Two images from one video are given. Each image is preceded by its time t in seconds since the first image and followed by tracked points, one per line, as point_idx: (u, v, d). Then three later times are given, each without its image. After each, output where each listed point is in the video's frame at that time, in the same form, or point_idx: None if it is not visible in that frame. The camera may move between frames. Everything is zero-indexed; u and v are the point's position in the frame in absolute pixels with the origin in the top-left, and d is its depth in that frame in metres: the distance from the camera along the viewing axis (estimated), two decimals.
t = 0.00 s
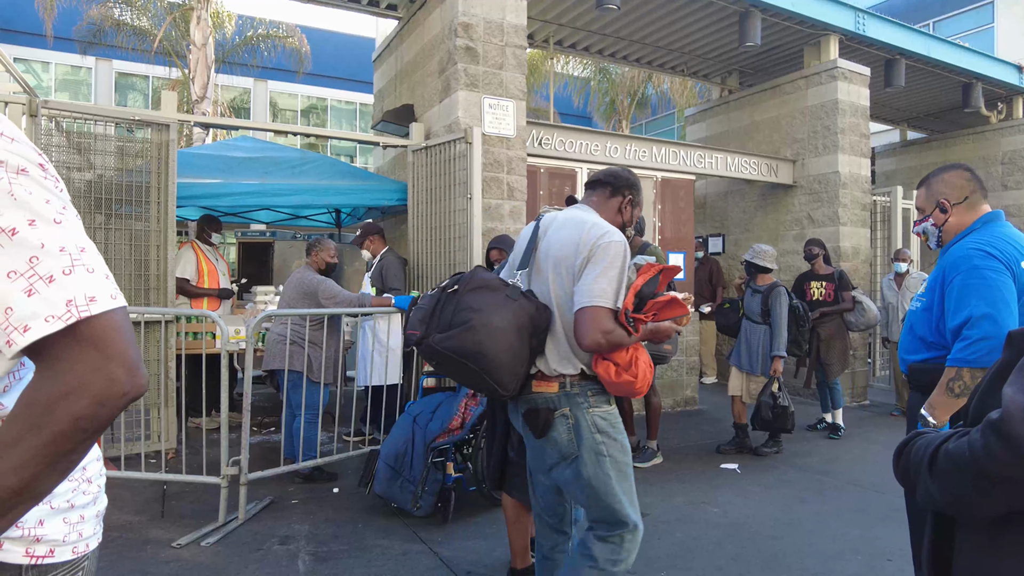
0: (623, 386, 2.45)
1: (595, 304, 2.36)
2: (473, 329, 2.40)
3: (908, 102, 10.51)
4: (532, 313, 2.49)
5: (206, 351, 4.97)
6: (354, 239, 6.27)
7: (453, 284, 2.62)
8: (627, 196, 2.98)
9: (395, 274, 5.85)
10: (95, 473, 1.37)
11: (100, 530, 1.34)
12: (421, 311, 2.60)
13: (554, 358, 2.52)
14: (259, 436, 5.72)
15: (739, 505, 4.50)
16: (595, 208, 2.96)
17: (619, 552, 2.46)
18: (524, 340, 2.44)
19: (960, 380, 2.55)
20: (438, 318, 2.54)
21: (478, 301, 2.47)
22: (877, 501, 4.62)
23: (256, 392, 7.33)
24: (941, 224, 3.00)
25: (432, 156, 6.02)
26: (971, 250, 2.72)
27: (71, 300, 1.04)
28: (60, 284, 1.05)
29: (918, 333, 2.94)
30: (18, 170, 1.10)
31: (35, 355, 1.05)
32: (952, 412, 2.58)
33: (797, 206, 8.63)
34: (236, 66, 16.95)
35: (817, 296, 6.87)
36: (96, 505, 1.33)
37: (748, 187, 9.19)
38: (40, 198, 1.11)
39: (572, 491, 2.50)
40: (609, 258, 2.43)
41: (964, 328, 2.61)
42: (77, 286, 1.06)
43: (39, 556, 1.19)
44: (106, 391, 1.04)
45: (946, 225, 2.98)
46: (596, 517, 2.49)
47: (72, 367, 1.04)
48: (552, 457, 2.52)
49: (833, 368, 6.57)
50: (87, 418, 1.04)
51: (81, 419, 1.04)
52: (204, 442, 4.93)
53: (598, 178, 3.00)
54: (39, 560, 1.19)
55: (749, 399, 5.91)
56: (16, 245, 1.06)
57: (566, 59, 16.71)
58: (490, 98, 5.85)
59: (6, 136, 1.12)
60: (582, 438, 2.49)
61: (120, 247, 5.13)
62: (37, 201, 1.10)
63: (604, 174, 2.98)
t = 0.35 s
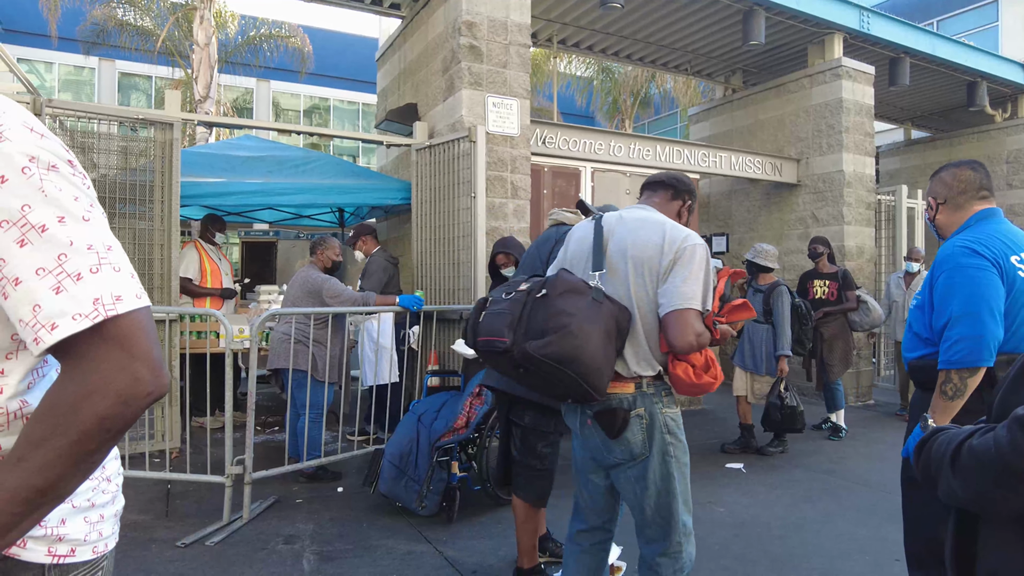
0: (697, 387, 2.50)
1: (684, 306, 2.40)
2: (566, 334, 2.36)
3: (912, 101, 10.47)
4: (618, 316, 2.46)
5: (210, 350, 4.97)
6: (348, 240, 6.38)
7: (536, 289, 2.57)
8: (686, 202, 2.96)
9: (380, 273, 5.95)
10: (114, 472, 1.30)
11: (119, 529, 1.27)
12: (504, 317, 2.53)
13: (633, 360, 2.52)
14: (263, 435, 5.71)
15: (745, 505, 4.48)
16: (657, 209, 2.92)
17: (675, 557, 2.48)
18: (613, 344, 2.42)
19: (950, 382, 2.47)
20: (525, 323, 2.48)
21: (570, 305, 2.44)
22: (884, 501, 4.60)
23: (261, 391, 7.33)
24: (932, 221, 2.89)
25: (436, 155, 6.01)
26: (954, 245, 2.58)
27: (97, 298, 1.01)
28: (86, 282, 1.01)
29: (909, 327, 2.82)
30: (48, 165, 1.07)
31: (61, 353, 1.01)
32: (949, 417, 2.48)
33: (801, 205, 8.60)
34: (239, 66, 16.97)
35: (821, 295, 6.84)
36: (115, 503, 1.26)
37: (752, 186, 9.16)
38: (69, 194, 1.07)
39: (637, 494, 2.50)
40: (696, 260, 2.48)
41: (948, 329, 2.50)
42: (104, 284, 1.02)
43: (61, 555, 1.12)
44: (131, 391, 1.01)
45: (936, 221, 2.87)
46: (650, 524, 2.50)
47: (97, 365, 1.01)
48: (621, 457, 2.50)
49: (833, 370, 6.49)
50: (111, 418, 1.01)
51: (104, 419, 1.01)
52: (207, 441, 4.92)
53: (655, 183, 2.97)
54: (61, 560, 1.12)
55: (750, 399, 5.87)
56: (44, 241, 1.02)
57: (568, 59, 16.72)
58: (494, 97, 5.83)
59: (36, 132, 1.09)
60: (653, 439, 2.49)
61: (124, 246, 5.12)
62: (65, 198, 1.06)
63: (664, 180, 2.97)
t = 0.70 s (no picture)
0: (748, 385, 2.58)
1: (746, 307, 2.48)
2: (657, 333, 2.29)
3: (919, 99, 10.41)
4: (689, 317, 2.46)
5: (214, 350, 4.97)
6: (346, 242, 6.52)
7: (616, 285, 2.46)
8: (726, 203, 3.00)
9: (382, 277, 5.99)
10: (114, 476, 1.28)
11: (119, 534, 1.25)
12: (585, 313, 2.40)
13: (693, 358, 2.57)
14: (267, 435, 5.71)
15: (751, 507, 4.45)
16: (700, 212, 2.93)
17: (696, 557, 2.53)
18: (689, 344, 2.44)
19: (940, 382, 2.44)
20: (608, 320, 2.37)
21: (656, 303, 2.37)
22: (891, 502, 4.56)
23: (265, 391, 7.33)
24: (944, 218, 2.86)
25: (441, 155, 5.99)
26: (954, 243, 2.54)
27: (104, 299, 0.99)
28: (92, 282, 1.00)
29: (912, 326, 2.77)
30: (56, 163, 1.04)
31: (67, 355, 1.00)
32: (939, 417, 2.45)
33: (807, 205, 8.56)
34: (245, 67, 17.00)
35: (828, 295, 6.78)
36: (115, 508, 1.24)
37: (758, 186, 9.12)
38: (75, 194, 1.05)
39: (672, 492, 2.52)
40: (755, 263, 2.55)
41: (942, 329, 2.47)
42: (110, 284, 1.01)
43: (59, 560, 1.11)
44: (136, 392, 1.00)
45: (948, 220, 2.85)
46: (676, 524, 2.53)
47: (103, 363, 0.99)
48: (667, 451, 2.52)
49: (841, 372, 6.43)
50: (117, 420, 0.99)
51: (111, 421, 0.99)
52: (211, 441, 4.92)
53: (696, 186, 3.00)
54: (61, 565, 1.11)
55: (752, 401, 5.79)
56: (51, 242, 0.99)
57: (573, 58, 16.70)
58: (498, 96, 5.82)
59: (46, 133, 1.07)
60: (702, 438, 2.53)
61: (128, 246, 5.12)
62: (71, 197, 1.04)
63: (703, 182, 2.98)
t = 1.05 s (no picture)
0: (772, 379, 2.64)
1: (769, 305, 2.59)
2: (690, 334, 2.37)
3: (924, 98, 10.37)
4: (717, 315, 2.54)
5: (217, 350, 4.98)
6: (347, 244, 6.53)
7: (646, 289, 2.52)
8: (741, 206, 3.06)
9: (383, 278, 6.01)
10: (108, 477, 1.27)
11: (113, 536, 1.24)
12: (619, 319, 2.46)
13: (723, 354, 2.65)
14: (270, 435, 5.71)
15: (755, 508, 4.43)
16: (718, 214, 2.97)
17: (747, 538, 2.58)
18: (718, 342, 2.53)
19: (938, 389, 2.44)
20: (642, 324, 2.43)
21: (688, 305, 2.44)
22: (898, 503, 4.53)
23: (268, 391, 7.33)
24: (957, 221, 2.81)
25: (444, 154, 5.99)
26: (963, 248, 2.50)
27: (118, 286, 0.95)
28: (104, 271, 0.95)
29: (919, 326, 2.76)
30: (47, 160, 1.00)
31: (81, 343, 0.94)
32: (941, 424, 2.43)
33: (811, 204, 8.53)
34: (248, 67, 17.03)
35: (832, 296, 6.73)
36: (108, 510, 1.23)
37: (762, 185, 9.09)
38: (71, 187, 1.00)
39: (723, 482, 2.57)
40: (775, 262, 2.66)
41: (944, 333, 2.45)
42: (122, 271, 0.97)
43: (52, 560, 1.10)
44: (157, 378, 0.95)
45: (964, 220, 2.76)
46: (749, 498, 2.59)
47: (118, 352, 0.94)
48: (707, 447, 2.54)
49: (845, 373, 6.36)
50: (137, 405, 0.95)
51: (130, 406, 0.94)
52: (214, 441, 4.92)
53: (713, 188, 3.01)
54: (53, 564, 1.10)
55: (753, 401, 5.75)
56: (54, 237, 0.95)
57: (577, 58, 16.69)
58: (502, 96, 5.81)
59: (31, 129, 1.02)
60: (739, 428, 2.58)
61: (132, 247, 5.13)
62: (67, 191, 0.99)
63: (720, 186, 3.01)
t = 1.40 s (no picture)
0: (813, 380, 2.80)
1: (816, 306, 2.74)
2: (755, 333, 2.47)
3: (929, 98, 10.33)
4: (770, 315, 2.68)
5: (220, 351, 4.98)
6: (351, 244, 6.47)
7: (709, 287, 2.57)
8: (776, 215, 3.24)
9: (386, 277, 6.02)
10: (105, 478, 1.27)
11: (109, 537, 1.24)
12: (686, 316, 2.50)
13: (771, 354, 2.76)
14: (273, 436, 5.71)
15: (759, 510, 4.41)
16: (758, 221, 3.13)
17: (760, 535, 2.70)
18: (772, 343, 2.67)
19: (956, 396, 2.39)
20: (707, 322, 2.49)
21: (750, 304, 2.53)
22: (903, 505, 4.51)
23: (271, 391, 7.34)
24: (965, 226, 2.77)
25: (447, 155, 5.99)
26: (973, 251, 2.48)
27: (148, 262, 0.95)
28: (132, 250, 0.95)
29: (927, 330, 2.74)
30: (55, 153, 0.99)
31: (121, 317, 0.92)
32: (958, 432, 2.39)
33: (815, 204, 8.51)
34: (252, 68, 17.06)
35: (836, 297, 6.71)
36: (104, 511, 1.23)
37: (766, 185, 9.07)
38: (82, 177, 0.99)
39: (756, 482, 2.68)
40: (821, 267, 2.81)
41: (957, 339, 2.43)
42: (149, 248, 0.96)
43: (49, 558, 1.09)
44: (197, 348, 0.94)
45: (971, 225, 2.73)
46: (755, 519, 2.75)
47: (152, 323, 0.93)
48: (751, 447, 2.65)
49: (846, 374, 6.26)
50: (176, 374, 0.94)
51: (170, 374, 0.93)
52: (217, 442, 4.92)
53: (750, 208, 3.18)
54: (50, 563, 1.09)
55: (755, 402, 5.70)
56: (77, 223, 0.94)
57: (580, 58, 16.68)
58: (504, 96, 5.80)
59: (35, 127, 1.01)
60: (780, 431, 2.70)
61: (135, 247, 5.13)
62: (79, 180, 0.98)
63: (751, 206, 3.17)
